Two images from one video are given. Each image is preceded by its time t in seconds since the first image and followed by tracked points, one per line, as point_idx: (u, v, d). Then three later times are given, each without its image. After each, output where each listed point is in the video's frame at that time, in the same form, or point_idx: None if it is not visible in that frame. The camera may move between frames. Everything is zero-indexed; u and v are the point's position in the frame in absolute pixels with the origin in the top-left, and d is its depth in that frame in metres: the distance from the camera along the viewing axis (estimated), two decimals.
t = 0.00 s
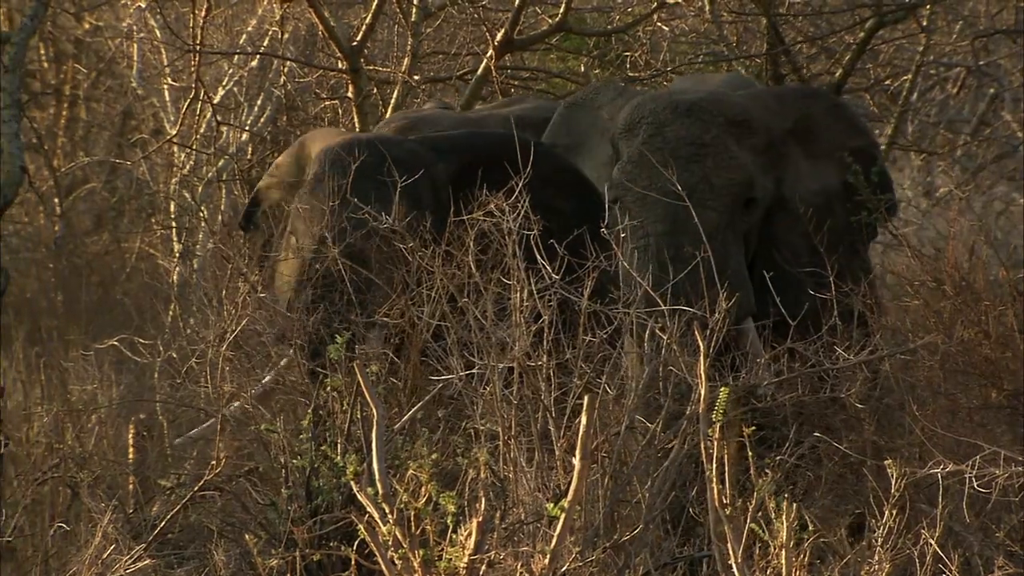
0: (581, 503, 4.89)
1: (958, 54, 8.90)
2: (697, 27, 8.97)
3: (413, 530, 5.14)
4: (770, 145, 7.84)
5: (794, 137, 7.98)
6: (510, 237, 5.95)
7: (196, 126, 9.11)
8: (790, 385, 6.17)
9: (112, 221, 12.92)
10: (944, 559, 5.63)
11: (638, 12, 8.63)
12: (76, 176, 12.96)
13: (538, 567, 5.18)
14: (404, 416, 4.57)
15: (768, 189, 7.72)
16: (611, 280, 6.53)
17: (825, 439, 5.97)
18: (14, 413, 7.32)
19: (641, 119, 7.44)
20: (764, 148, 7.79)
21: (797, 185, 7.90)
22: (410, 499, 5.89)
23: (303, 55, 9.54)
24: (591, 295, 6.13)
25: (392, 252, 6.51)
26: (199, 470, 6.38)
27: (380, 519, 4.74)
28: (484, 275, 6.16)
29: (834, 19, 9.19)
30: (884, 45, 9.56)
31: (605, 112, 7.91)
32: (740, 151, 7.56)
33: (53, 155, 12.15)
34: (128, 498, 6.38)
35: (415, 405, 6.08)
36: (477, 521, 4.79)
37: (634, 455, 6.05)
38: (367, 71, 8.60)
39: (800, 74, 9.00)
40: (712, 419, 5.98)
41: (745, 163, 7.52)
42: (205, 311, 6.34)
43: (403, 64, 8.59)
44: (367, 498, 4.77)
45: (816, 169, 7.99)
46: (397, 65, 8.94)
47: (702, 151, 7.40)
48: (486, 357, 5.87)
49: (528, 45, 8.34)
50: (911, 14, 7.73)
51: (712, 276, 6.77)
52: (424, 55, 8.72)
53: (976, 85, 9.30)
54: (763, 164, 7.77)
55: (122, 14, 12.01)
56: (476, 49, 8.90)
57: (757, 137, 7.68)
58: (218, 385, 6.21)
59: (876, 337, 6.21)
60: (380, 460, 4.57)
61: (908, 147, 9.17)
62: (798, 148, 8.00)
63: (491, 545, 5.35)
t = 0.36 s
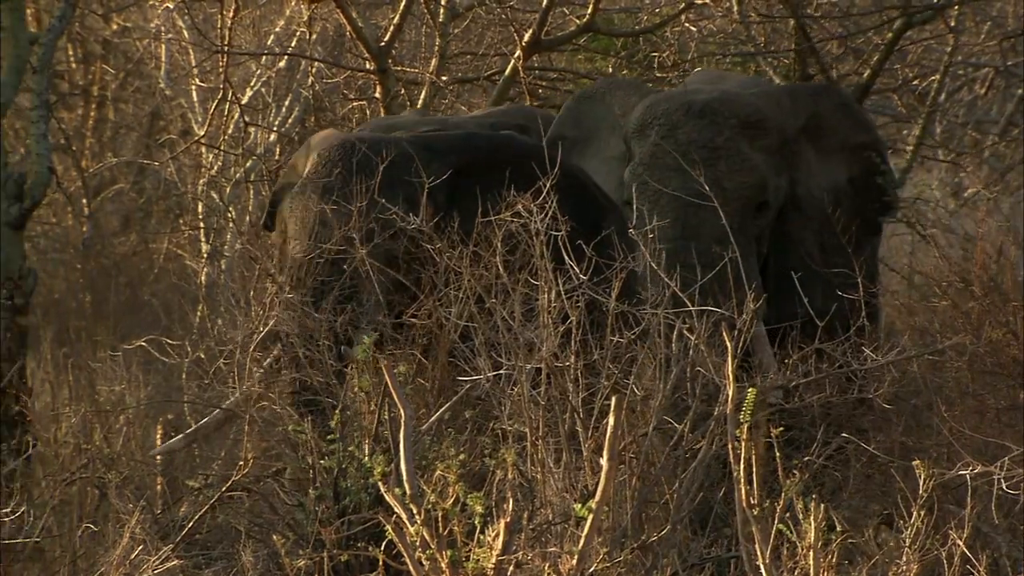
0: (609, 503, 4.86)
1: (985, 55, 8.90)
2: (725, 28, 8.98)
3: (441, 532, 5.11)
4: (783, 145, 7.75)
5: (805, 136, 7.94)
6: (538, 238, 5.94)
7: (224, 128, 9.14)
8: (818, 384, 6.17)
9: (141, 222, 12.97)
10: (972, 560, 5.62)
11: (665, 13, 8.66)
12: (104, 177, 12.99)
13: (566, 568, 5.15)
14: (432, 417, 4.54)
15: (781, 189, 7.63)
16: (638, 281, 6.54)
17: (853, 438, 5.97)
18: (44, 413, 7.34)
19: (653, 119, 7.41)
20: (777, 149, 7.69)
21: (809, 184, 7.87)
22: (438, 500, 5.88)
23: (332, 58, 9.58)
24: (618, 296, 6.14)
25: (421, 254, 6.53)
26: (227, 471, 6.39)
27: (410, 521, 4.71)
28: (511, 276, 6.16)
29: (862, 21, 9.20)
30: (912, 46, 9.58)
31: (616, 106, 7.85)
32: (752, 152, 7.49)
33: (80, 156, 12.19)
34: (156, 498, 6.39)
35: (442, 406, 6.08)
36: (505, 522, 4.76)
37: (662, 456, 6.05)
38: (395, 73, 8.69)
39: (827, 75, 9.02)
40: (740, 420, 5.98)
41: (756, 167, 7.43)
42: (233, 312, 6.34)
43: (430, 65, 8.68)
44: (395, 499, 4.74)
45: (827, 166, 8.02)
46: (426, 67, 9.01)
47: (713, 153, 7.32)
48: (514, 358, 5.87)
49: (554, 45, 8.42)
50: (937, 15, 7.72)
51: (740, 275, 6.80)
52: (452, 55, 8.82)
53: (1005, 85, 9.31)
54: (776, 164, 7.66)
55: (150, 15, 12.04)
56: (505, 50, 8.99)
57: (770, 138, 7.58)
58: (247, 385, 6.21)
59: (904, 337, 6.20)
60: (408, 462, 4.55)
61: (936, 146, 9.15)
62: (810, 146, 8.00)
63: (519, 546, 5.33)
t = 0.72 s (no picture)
0: (639, 502, 4.76)
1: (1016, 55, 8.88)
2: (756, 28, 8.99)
3: (469, 530, 5.04)
4: (803, 137, 7.63)
5: (825, 128, 7.77)
6: (568, 236, 5.93)
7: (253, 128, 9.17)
8: (848, 383, 6.16)
9: (171, 221, 13.03)
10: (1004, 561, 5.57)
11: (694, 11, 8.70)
12: (136, 177, 13.08)
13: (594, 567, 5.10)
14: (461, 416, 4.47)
15: (801, 182, 7.55)
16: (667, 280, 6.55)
17: (884, 438, 5.95)
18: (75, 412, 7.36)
19: (672, 111, 7.44)
20: (796, 141, 7.58)
21: (830, 176, 7.74)
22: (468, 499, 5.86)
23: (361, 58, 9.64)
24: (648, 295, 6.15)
25: (452, 253, 6.54)
26: (257, 470, 6.37)
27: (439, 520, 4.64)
28: (541, 275, 6.16)
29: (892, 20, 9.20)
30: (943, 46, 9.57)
31: (643, 97, 7.82)
32: (771, 145, 7.42)
33: (112, 156, 12.28)
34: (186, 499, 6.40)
35: (472, 405, 6.07)
36: (536, 520, 4.69)
37: (692, 456, 6.02)
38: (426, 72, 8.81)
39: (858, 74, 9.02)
40: (770, 419, 5.96)
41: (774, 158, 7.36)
42: (263, 311, 6.34)
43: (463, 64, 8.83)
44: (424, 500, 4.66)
45: (847, 158, 7.81)
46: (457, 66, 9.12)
47: (732, 144, 7.30)
48: (544, 357, 5.85)
49: (586, 45, 8.51)
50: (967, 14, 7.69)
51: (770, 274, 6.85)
52: (484, 54, 8.94)
53: None
54: (796, 157, 7.59)
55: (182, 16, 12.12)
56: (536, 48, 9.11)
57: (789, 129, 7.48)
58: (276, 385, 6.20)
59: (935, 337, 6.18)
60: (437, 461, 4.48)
61: (965, 145, 9.16)
62: (830, 139, 7.82)
63: (548, 545, 5.25)
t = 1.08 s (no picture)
0: (667, 501, 4.64)
1: None
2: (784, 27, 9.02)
3: (497, 529, 4.95)
4: (822, 140, 7.68)
5: (846, 134, 7.88)
6: (596, 235, 5.93)
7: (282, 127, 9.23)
8: (876, 383, 6.16)
9: (199, 220, 13.11)
10: None
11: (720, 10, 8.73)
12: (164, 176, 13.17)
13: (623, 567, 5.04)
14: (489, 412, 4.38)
15: (821, 186, 7.60)
16: (695, 281, 6.59)
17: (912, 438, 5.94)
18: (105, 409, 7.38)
19: (690, 116, 7.47)
20: (816, 144, 7.64)
21: (852, 178, 7.78)
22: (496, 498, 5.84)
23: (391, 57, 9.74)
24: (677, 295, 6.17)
25: (481, 252, 6.57)
26: (285, 469, 6.37)
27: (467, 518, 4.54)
28: (569, 275, 6.17)
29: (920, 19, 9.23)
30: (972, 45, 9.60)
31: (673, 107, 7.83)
32: (790, 146, 7.45)
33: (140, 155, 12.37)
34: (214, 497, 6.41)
35: (500, 404, 6.06)
36: (564, 518, 4.58)
37: (720, 455, 6.01)
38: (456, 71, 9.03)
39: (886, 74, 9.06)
40: (798, 419, 5.95)
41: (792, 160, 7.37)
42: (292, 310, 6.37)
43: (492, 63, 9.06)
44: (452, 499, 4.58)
45: (869, 164, 7.91)
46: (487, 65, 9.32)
47: (749, 145, 7.32)
48: (572, 356, 5.84)
49: (613, 44, 8.56)
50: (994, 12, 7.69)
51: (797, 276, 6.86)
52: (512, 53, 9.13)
53: None
54: (816, 159, 7.63)
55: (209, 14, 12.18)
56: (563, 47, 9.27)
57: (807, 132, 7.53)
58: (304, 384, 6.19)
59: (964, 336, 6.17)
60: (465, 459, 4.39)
61: (994, 144, 9.18)
62: (852, 146, 7.92)
63: (576, 545, 5.17)
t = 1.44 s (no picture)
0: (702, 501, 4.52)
1: None
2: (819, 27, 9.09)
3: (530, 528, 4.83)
4: (843, 141, 7.70)
5: (871, 133, 7.87)
6: (631, 233, 5.93)
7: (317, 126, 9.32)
8: (910, 383, 6.15)
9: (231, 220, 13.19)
10: None
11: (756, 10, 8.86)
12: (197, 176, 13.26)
13: (658, 567, 4.95)
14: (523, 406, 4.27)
15: (843, 186, 7.58)
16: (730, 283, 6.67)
17: (947, 438, 5.92)
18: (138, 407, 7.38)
19: (710, 119, 7.55)
20: (837, 145, 7.67)
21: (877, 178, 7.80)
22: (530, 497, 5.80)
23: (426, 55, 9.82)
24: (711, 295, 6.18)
25: (516, 252, 6.61)
26: (318, 469, 6.35)
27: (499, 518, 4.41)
28: (603, 274, 6.17)
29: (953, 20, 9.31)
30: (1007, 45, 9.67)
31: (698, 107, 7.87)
32: (811, 147, 7.50)
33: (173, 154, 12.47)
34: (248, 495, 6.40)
35: (533, 404, 6.03)
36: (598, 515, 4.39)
37: (754, 455, 5.98)
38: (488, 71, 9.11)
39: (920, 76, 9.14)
40: (833, 418, 5.94)
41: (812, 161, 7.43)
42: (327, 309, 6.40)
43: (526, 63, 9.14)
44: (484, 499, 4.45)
45: (895, 164, 7.87)
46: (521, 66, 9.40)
47: (769, 146, 7.39)
48: (606, 356, 5.81)
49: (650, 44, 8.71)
50: None
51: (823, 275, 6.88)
52: (547, 54, 9.22)
53: None
54: (838, 159, 7.64)
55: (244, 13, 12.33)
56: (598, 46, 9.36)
57: (827, 133, 7.59)
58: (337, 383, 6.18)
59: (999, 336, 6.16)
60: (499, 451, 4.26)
61: None
62: (878, 145, 7.90)
63: (612, 546, 5.04)
